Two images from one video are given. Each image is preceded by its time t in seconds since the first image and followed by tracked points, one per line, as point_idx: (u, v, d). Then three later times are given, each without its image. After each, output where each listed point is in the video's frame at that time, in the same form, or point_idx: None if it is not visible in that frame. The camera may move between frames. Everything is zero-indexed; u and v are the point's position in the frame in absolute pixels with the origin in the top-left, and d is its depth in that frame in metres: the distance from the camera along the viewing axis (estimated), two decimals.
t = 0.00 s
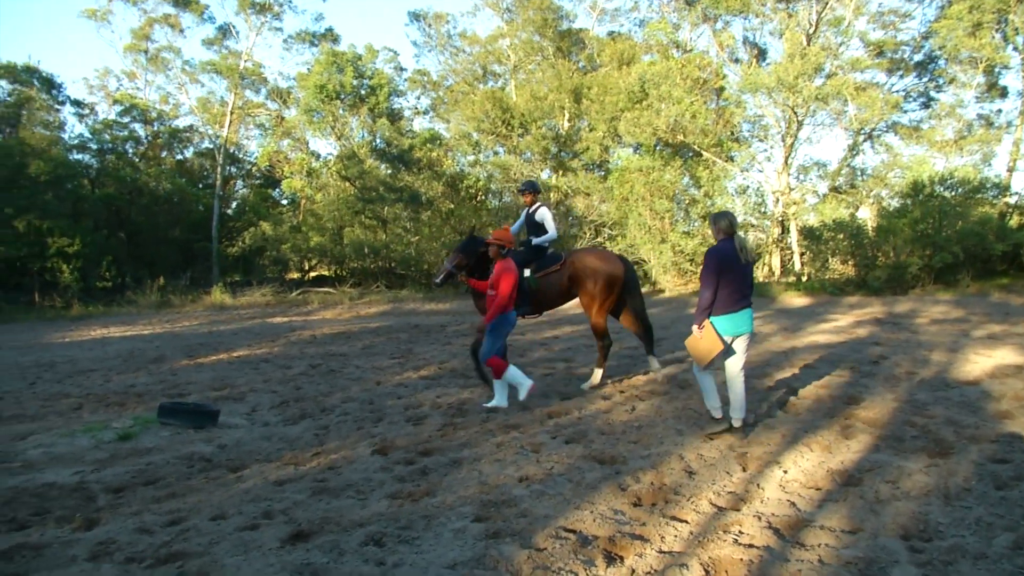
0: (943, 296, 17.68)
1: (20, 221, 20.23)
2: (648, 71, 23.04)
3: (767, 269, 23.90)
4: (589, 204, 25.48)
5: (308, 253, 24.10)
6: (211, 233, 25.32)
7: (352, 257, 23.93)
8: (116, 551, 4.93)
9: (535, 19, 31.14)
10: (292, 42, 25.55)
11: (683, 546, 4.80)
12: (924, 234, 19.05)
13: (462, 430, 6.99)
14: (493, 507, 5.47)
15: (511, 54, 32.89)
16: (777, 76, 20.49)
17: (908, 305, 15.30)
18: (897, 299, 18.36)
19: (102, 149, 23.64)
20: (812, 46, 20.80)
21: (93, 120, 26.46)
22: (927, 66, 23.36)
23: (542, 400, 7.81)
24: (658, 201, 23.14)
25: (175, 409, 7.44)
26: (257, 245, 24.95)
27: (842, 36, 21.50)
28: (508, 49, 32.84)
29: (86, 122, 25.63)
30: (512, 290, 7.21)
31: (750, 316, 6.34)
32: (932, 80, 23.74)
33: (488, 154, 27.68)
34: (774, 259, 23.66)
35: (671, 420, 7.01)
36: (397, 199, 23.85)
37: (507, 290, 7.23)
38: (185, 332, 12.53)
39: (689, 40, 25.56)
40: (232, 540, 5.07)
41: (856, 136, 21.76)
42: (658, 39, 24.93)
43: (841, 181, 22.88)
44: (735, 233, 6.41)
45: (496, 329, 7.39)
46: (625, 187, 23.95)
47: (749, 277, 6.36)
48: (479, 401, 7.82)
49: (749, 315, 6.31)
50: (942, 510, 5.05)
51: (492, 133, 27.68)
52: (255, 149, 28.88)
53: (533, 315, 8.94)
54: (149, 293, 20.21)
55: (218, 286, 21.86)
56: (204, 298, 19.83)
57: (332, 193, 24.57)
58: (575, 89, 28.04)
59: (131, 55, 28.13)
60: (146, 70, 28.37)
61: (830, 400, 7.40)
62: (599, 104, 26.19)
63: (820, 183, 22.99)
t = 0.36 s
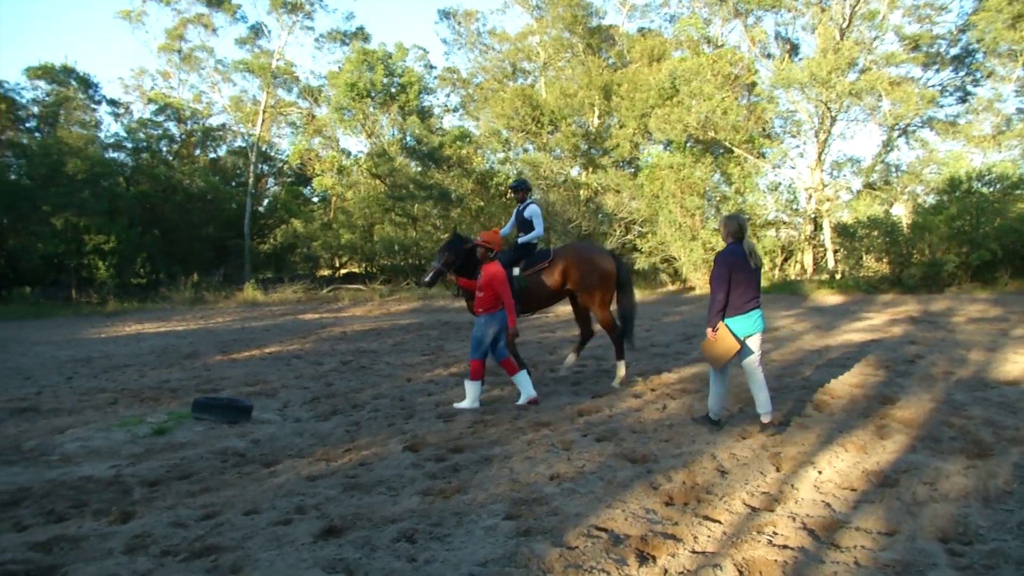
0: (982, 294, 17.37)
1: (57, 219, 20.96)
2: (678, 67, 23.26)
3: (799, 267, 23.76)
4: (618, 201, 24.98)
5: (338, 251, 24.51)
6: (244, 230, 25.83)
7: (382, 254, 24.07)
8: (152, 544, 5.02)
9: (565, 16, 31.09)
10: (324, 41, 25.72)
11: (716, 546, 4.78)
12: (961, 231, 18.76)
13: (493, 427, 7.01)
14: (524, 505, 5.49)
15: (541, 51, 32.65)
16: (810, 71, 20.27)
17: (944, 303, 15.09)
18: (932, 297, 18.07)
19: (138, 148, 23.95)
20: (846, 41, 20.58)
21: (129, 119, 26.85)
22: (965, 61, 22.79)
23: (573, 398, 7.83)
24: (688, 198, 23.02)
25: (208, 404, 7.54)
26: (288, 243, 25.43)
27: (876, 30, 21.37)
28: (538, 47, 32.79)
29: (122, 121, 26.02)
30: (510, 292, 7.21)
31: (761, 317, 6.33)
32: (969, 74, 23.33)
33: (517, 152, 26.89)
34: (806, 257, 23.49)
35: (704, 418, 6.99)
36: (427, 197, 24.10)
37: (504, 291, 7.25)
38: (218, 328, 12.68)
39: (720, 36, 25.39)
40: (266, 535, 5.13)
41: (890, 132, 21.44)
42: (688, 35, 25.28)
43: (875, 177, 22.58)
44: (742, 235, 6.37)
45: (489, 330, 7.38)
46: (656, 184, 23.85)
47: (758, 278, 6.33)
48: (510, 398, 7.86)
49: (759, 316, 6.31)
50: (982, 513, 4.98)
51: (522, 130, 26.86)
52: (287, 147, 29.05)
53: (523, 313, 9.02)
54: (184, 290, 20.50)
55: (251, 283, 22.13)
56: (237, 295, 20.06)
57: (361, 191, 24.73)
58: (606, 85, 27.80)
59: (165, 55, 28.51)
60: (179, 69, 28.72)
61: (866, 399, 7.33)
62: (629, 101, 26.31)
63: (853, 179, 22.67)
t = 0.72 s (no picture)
0: None
1: (98, 220, 21.49)
2: (712, 66, 23.12)
3: (836, 267, 23.63)
4: (653, 201, 24.85)
5: (373, 250, 25.02)
6: (279, 231, 26.35)
7: (417, 255, 24.53)
8: (192, 541, 5.10)
9: (598, 15, 31.04)
10: (358, 44, 25.92)
11: (754, 550, 4.74)
12: (1003, 230, 18.41)
13: (527, 428, 7.03)
14: (559, 506, 5.49)
15: (573, 51, 32.14)
16: (848, 68, 20.01)
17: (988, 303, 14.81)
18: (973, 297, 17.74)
19: (176, 150, 24.37)
20: (884, 37, 20.31)
21: (166, 121, 27.26)
22: (1007, 55, 22.45)
23: (607, 398, 7.83)
24: (723, 197, 22.95)
25: (246, 403, 7.65)
26: (323, 243, 25.92)
27: (915, 26, 20.96)
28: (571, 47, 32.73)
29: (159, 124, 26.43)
30: (482, 295, 7.20)
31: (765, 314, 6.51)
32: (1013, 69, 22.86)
33: (551, 152, 27.00)
34: (844, 256, 23.30)
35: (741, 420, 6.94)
36: (460, 197, 24.39)
37: (480, 294, 7.24)
38: (255, 328, 12.85)
39: (755, 33, 25.14)
40: (303, 533, 5.19)
41: (930, 129, 21.02)
42: (723, 33, 25.16)
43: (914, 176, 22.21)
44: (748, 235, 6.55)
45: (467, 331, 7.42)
46: (690, 184, 23.77)
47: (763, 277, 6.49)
48: (545, 399, 7.89)
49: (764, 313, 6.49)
50: None
51: (555, 130, 26.55)
52: (322, 148, 29.17)
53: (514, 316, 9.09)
54: (221, 290, 20.80)
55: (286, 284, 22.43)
56: (273, 294, 20.31)
57: (395, 192, 24.99)
58: (639, 86, 27.05)
59: (202, 59, 28.93)
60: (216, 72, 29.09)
61: (906, 401, 7.23)
62: (663, 100, 25.84)
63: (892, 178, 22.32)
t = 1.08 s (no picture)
0: None
1: (141, 223, 21.97)
2: (751, 66, 22.90)
3: (879, 270, 23.01)
4: (690, 203, 24.68)
5: (410, 253, 25.15)
6: (317, 233, 26.75)
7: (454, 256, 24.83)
8: (233, 539, 5.18)
9: (635, 17, 30.88)
10: (395, 47, 26.09)
11: (795, 557, 4.69)
12: None
13: (564, 431, 7.04)
14: (596, 509, 5.48)
15: (610, 52, 32.24)
16: (890, 68, 19.71)
17: None
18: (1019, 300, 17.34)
19: (216, 154, 24.83)
20: (927, 36, 19.98)
21: (207, 125, 27.71)
22: None
23: (645, 402, 7.82)
24: (761, 199, 22.77)
25: (285, 403, 7.76)
26: (360, 245, 26.16)
27: (959, 24, 20.57)
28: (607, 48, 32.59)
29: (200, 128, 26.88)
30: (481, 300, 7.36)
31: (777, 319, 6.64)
32: None
33: (588, 154, 26.73)
34: (886, 259, 22.61)
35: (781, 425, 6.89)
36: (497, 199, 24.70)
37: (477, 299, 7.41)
38: (294, 329, 13.02)
39: (794, 33, 24.83)
40: (342, 532, 5.25)
41: (975, 129, 20.48)
42: (762, 33, 24.87)
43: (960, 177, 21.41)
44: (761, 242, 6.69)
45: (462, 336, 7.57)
46: (727, 186, 23.51)
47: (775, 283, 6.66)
48: (582, 401, 7.90)
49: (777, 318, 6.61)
50: None
51: (591, 132, 26.45)
52: (359, 150, 29.36)
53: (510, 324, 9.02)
54: (260, 291, 21.08)
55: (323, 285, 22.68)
56: (311, 296, 20.53)
57: (432, 194, 25.01)
58: (676, 86, 27.30)
59: (241, 63, 29.36)
60: (255, 76, 29.46)
61: (951, 407, 7.10)
62: (700, 101, 25.47)
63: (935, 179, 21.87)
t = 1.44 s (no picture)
0: None
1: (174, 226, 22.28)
2: (784, 64, 22.60)
3: (913, 270, 22.54)
4: (720, 203, 24.66)
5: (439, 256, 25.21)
6: (347, 235, 27.04)
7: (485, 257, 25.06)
8: (267, 539, 5.24)
9: (664, 17, 30.69)
10: (424, 49, 26.20)
11: (831, 560, 4.64)
12: None
13: (595, 432, 7.05)
14: (628, 511, 5.48)
15: (639, 53, 32.36)
16: (925, 65, 19.45)
17: None
18: None
19: (248, 158, 25.56)
20: (962, 32, 19.67)
21: (239, 129, 28.05)
22: None
23: (676, 404, 7.81)
24: (793, 199, 22.62)
25: (317, 405, 7.84)
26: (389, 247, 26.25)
27: (996, 19, 20.21)
28: (636, 49, 32.45)
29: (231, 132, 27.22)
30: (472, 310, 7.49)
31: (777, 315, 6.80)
32: None
33: (616, 155, 26.92)
34: (920, 259, 22.29)
35: (815, 427, 6.83)
36: (527, 200, 24.87)
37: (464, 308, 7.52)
38: (326, 331, 13.15)
39: (826, 31, 24.59)
40: (375, 532, 5.30)
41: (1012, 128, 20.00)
42: (793, 31, 24.59)
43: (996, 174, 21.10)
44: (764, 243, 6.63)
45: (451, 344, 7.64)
46: (759, 185, 23.35)
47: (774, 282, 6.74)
48: (611, 403, 7.89)
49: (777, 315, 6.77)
50: None
51: (621, 133, 26.71)
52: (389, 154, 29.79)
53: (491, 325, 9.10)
54: (291, 293, 21.30)
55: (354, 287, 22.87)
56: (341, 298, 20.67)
57: (462, 196, 24.94)
58: (706, 86, 26.70)
59: (272, 68, 29.68)
60: (285, 81, 29.74)
61: (989, 409, 7.00)
62: (730, 101, 25.13)
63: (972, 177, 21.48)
